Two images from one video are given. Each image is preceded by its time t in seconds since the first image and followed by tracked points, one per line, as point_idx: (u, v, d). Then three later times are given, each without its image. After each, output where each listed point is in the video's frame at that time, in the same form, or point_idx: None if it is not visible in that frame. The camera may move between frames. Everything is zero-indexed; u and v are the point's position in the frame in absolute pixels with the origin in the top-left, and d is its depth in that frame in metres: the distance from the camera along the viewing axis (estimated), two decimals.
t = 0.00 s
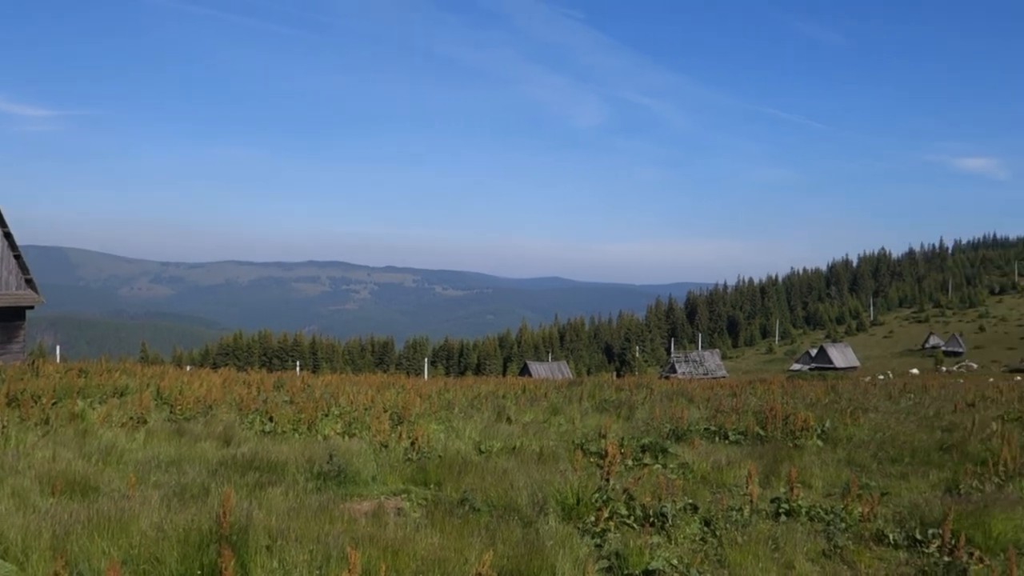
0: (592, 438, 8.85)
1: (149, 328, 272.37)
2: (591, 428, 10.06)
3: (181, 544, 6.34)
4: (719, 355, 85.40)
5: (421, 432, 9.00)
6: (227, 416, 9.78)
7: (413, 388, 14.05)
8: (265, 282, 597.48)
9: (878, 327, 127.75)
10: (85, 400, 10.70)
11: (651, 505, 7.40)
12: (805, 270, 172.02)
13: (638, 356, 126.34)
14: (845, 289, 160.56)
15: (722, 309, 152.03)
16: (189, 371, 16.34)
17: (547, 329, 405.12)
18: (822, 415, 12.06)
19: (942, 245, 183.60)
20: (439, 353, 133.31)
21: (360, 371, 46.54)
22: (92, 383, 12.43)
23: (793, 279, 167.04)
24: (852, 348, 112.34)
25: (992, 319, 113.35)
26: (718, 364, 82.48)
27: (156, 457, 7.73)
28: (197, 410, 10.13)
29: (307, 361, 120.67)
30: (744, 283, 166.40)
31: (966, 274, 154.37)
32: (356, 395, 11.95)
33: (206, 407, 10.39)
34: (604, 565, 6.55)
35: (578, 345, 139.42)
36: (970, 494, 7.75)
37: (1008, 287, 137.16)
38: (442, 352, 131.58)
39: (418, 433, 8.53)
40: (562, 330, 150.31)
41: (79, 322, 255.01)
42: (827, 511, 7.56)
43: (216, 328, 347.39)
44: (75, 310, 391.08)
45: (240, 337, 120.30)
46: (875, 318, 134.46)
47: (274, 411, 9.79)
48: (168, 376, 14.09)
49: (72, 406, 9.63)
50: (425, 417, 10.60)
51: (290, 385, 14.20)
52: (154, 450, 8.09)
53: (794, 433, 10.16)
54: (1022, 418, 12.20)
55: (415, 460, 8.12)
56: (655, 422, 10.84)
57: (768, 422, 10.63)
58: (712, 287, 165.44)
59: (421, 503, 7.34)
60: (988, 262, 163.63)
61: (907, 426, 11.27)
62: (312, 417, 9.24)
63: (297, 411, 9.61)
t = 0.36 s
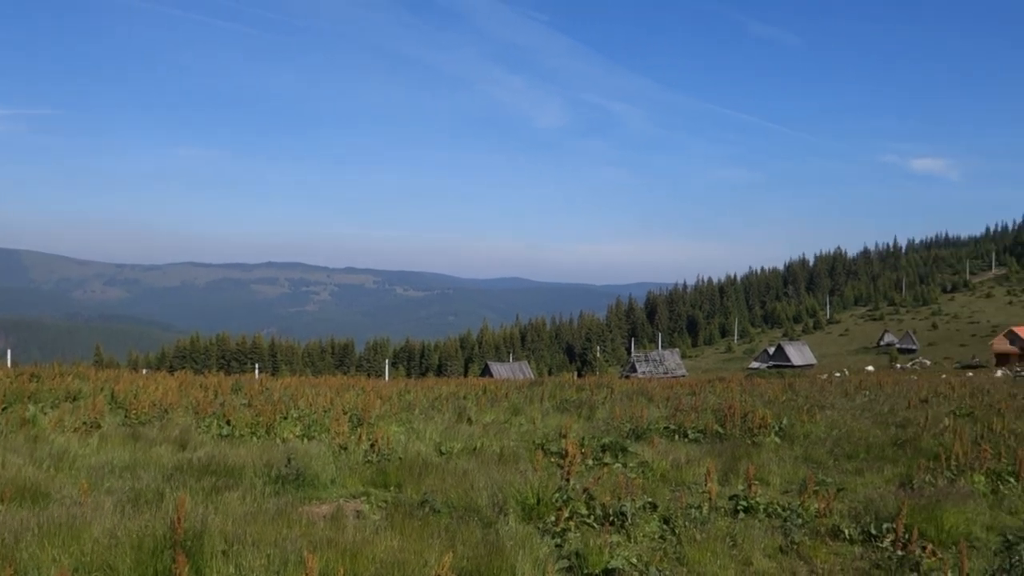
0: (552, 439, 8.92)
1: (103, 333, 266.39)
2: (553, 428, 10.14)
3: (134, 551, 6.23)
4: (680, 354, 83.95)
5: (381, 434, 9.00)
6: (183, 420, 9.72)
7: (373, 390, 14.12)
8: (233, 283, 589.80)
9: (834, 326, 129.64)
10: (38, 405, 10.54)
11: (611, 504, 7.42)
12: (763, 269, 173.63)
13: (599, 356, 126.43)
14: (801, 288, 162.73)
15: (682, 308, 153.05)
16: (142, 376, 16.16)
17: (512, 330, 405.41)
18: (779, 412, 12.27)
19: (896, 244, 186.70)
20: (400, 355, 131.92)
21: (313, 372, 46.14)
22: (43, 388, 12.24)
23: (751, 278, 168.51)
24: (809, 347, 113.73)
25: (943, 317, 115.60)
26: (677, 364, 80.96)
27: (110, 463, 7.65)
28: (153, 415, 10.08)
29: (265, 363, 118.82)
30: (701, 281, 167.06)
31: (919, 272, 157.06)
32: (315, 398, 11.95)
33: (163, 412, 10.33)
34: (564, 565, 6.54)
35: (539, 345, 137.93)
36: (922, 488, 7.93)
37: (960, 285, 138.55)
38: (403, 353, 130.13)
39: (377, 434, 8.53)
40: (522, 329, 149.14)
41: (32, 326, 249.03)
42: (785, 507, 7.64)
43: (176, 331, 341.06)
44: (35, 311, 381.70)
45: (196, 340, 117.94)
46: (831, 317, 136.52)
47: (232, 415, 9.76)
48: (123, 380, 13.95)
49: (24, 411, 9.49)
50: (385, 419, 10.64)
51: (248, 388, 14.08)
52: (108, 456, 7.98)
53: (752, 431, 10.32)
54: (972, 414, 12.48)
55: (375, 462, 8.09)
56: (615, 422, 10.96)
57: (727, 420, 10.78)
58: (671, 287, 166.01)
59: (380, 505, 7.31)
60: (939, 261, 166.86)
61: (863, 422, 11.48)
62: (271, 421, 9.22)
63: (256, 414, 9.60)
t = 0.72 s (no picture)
0: (517, 442, 9.00)
1: (63, 337, 262.24)
2: (518, 430, 10.26)
3: (93, 557, 6.12)
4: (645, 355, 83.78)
5: (345, 437, 9.04)
6: (145, 424, 9.70)
7: (338, 393, 14.22)
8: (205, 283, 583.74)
9: (797, 326, 131.31)
10: None
11: (576, 506, 7.44)
12: (727, 270, 175.15)
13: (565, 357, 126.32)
14: (765, 289, 164.37)
15: (648, 309, 153.81)
16: (102, 379, 16.08)
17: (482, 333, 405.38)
18: (743, 412, 12.48)
19: (856, 245, 189.50)
20: (367, 357, 131.19)
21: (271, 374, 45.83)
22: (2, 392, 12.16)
23: (716, 280, 169.65)
24: (772, 347, 115.04)
25: (903, 317, 117.59)
26: (642, 364, 80.83)
27: (69, 468, 7.57)
28: (113, 419, 10.05)
29: (229, 365, 117.75)
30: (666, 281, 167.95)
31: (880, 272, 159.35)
32: (278, 402, 12.01)
33: (123, 416, 10.32)
34: (529, 566, 6.52)
35: (506, 346, 137.79)
36: (882, 486, 8.09)
37: (919, 285, 140.72)
38: (369, 355, 129.54)
39: (341, 437, 8.55)
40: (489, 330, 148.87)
41: None
42: (748, 506, 7.72)
43: (141, 335, 336.51)
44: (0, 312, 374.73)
45: (158, 343, 116.57)
46: (794, 317, 138.24)
47: (195, 418, 9.76)
48: (83, 384, 13.88)
49: None
50: (350, 423, 10.72)
51: (212, 391, 14.07)
52: (67, 461, 7.91)
53: (716, 430, 10.53)
54: (930, 413, 12.77)
55: (339, 465, 8.08)
56: (581, 423, 11.12)
57: (692, 420, 10.97)
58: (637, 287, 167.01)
59: (344, 509, 7.29)
60: (900, 262, 169.63)
61: (824, 421, 11.71)
62: (235, 425, 9.23)
63: (219, 418, 9.64)
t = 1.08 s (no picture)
0: (481, 444, 9.04)
1: (19, 340, 256.73)
2: (481, 432, 10.31)
3: (43, 564, 5.98)
4: (609, 358, 83.73)
5: (308, 441, 9.03)
6: (102, 429, 9.62)
7: (301, 397, 14.19)
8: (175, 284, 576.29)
9: (759, 329, 132.45)
10: None
11: (539, 508, 7.44)
12: (691, 273, 176.41)
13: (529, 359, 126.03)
14: (728, 292, 165.81)
15: (612, 312, 154.32)
16: (59, 383, 15.86)
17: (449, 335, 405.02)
18: (705, 413, 12.64)
19: (817, 249, 192.37)
20: (330, 359, 129.99)
21: (225, 377, 45.16)
22: None
23: (678, 284, 170.41)
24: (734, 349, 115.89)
25: (863, 320, 119.19)
26: (606, 367, 80.57)
27: (22, 473, 7.46)
28: (70, 423, 9.91)
29: (190, 368, 116.25)
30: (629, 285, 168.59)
31: (840, 276, 161.45)
32: (240, 405, 11.99)
33: (81, 420, 10.24)
34: (490, 569, 6.49)
35: (471, 349, 137.58)
36: (841, 487, 8.23)
37: (878, 288, 143.25)
38: (332, 358, 128.49)
39: (303, 441, 8.55)
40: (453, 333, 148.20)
41: None
42: (710, 508, 7.80)
43: (103, 338, 330.78)
44: None
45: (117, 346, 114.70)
46: (757, 320, 139.55)
47: (154, 423, 9.71)
48: (40, 388, 13.70)
49: None
50: (313, 425, 10.74)
51: (172, 395, 13.94)
52: (21, 466, 7.80)
53: (679, 432, 10.69)
54: (888, 414, 13.05)
55: (300, 470, 8.07)
56: (544, 424, 11.24)
57: (656, 422, 11.10)
58: (601, 290, 167.73)
59: (306, 513, 7.25)
60: (860, 264, 172.50)
61: (784, 422, 11.89)
62: (195, 429, 9.19)
63: (179, 422, 9.61)
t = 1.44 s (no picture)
0: (445, 446, 9.08)
1: None
2: (446, 434, 10.38)
3: None
4: (574, 359, 82.69)
5: (269, 442, 9.02)
6: (61, 430, 9.54)
7: (264, 398, 14.17)
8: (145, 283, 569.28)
9: (723, 331, 133.52)
10: None
11: (503, 509, 7.45)
12: (656, 275, 177.64)
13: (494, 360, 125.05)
14: (692, 293, 167.19)
15: (577, 313, 155.21)
16: (16, 384, 15.69)
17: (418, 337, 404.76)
18: (669, 414, 12.81)
19: (780, 253, 195.33)
20: (294, 360, 128.56)
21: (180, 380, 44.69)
22: None
23: (644, 286, 171.09)
24: (699, 351, 116.67)
25: (824, 322, 121.03)
26: (573, 368, 79.11)
27: None
28: (27, 425, 9.80)
29: (152, 368, 115.13)
30: (595, 287, 169.49)
31: (802, 280, 163.65)
32: (202, 407, 11.95)
33: (40, 421, 10.14)
34: (454, 570, 6.46)
35: (437, 350, 137.65)
36: (801, 487, 8.38)
37: (839, 291, 145.81)
38: (297, 359, 127.58)
39: (266, 443, 8.55)
40: (418, 334, 147.58)
41: None
42: (672, 509, 7.89)
43: (66, 339, 325.63)
44: None
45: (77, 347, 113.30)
46: (720, 322, 140.79)
47: (114, 425, 9.66)
48: None
49: None
50: (276, 426, 10.75)
51: (133, 396, 13.85)
52: None
53: (643, 434, 10.83)
54: (848, 415, 13.32)
55: (263, 472, 8.05)
56: (510, 426, 11.31)
57: (620, 423, 11.22)
58: (567, 292, 168.62)
59: (268, 515, 7.22)
60: (822, 267, 175.37)
61: (746, 423, 12.07)
62: (156, 432, 9.17)
63: (139, 425, 9.59)
